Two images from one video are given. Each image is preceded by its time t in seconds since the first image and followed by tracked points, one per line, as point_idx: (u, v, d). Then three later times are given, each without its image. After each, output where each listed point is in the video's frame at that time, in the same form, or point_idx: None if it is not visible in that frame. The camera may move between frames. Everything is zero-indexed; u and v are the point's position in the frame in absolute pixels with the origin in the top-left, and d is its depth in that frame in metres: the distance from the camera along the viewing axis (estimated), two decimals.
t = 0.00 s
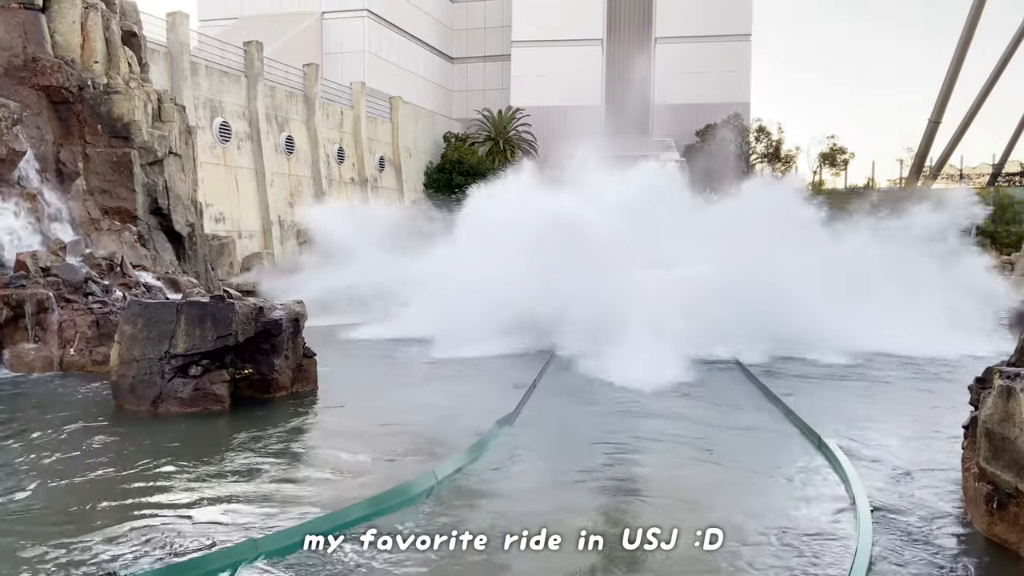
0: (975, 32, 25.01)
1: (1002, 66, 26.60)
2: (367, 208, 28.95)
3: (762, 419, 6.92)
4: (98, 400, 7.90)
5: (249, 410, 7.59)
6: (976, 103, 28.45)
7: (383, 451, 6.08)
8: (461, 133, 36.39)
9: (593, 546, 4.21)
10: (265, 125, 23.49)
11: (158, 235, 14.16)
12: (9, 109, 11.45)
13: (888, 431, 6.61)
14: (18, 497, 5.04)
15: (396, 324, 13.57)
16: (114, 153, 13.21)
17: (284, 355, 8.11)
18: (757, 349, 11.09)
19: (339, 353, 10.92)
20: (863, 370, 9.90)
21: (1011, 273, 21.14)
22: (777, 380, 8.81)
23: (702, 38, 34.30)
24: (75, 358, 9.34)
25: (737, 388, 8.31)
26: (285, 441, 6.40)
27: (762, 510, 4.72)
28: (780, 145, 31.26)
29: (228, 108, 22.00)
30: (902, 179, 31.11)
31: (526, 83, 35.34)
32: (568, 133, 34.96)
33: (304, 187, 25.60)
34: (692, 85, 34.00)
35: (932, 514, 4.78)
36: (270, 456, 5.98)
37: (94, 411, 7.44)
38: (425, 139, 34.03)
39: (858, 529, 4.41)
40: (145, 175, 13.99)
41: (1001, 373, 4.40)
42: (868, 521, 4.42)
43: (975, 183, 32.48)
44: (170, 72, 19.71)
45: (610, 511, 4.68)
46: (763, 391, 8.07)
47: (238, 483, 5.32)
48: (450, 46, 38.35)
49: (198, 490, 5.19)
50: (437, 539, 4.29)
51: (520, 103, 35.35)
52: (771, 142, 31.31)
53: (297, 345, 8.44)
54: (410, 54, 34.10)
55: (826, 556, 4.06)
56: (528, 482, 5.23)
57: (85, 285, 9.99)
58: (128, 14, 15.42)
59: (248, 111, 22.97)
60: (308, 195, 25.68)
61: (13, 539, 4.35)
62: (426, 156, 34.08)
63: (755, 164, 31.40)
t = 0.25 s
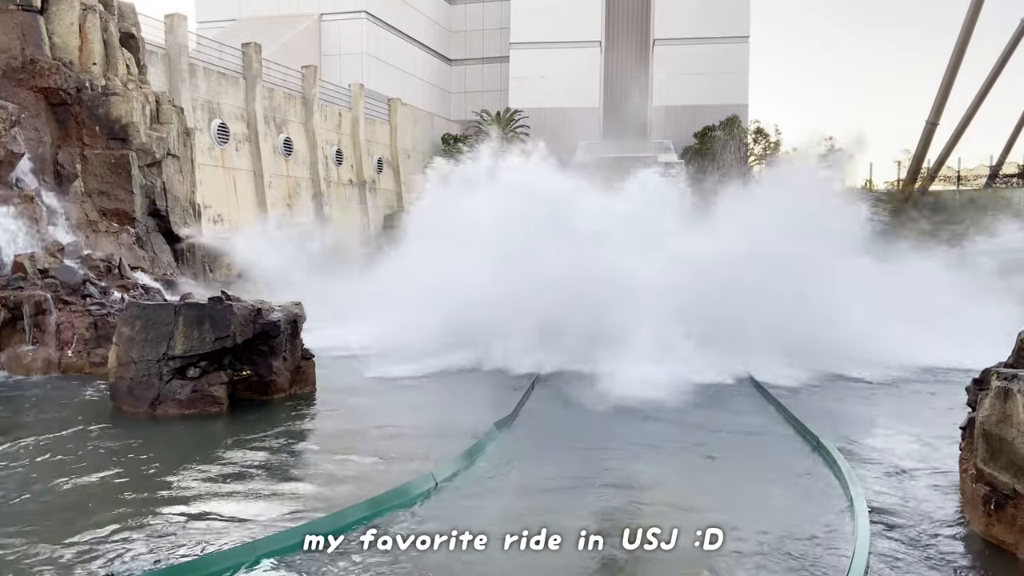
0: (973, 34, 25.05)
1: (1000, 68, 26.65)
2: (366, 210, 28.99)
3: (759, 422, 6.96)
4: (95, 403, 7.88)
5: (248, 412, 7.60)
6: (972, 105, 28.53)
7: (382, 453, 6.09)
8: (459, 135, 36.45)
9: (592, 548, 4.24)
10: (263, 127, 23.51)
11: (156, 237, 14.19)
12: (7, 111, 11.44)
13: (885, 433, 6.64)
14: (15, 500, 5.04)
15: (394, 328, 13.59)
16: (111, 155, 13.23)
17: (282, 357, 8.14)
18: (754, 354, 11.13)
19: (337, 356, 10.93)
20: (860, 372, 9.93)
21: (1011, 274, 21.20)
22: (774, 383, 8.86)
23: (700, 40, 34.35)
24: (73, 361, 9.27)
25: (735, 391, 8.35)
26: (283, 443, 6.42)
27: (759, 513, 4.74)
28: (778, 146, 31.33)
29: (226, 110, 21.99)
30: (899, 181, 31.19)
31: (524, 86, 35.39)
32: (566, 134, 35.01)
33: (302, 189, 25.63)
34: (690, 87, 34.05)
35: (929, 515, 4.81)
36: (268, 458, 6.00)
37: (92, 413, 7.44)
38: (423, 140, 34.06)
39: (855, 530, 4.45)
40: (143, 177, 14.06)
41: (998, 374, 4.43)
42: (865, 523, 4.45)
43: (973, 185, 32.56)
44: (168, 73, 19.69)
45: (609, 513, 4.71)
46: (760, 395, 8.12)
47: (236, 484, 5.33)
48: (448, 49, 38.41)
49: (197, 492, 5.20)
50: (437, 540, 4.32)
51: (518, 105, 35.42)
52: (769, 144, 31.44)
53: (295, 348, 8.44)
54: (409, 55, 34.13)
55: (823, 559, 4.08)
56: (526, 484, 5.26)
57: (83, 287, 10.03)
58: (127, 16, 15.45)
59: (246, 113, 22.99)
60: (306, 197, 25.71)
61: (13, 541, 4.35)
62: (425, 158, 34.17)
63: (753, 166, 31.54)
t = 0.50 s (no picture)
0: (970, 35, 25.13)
1: (996, 69, 26.74)
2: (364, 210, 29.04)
3: (756, 423, 7.01)
4: (94, 403, 7.93)
5: (246, 412, 7.61)
6: (969, 106, 28.62)
7: (379, 455, 6.11)
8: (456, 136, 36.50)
9: (590, 548, 4.27)
10: (261, 128, 23.53)
11: (153, 238, 14.22)
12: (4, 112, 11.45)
13: (880, 434, 6.67)
14: (14, 501, 5.05)
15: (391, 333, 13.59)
16: (109, 155, 13.24)
17: (280, 358, 8.15)
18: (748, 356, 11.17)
19: (334, 357, 10.94)
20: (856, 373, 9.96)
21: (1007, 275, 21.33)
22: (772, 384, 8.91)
23: (698, 41, 34.40)
24: (71, 362, 9.42)
25: (732, 392, 8.40)
26: (282, 444, 6.45)
27: (756, 514, 4.77)
28: (775, 146, 31.41)
29: (224, 111, 22.01)
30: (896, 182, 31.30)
31: (522, 87, 35.44)
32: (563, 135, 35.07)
33: (299, 190, 25.65)
34: (688, 88, 34.10)
35: (925, 515, 4.86)
36: (266, 459, 6.02)
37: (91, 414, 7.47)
38: (421, 141, 34.09)
39: (852, 530, 4.49)
40: (141, 178, 14.09)
41: (994, 375, 4.48)
42: (862, 523, 4.49)
43: (970, 185, 32.68)
44: (166, 74, 19.68)
45: (607, 514, 4.74)
46: (757, 395, 8.18)
47: (235, 485, 5.35)
48: (445, 49, 38.44)
49: (196, 492, 5.22)
50: (437, 540, 4.35)
51: (516, 105, 35.47)
52: (767, 145, 31.62)
53: (294, 349, 8.42)
54: (407, 56, 34.16)
55: (821, 560, 4.11)
56: (524, 484, 5.28)
57: (80, 288, 10.04)
58: (124, 17, 15.45)
59: (244, 114, 23.00)
60: (304, 198, 25.74)
61: (12, 542, 4.36)
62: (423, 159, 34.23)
63: (750, 166, 31.66)
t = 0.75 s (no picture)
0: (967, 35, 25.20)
1: (994, 70, 26.81)
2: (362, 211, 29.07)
3: (755, 424, 7.04)
4: (91, 404, 7.94)
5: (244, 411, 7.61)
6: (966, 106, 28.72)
7: (379, 455, 6.13)
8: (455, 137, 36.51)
9: (589, 549, 4.29)
10: (259, 128, 23.54)
11: (151, 239, 14.22)
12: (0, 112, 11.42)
13: (877, 435, 6.71)
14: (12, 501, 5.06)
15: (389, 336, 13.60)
16: (106, 156, 13.19)
17: (280, 359, 8.16)
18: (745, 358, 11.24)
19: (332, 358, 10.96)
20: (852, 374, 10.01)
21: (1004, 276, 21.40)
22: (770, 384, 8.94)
23: (696, 41, 34.43)
24: (69, 362, 9.33)
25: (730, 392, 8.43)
26: (282, 444, 6.47)
27: (755, 513, 4.80)
28: (773, 147, 31.45)
29: (222, 111, 22.00)
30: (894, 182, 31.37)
31: (521, 87, 35.45)
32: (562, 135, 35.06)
33: (297, 191, 25.65)
34: (686, 88, 34.16)
35: (922, 515, 4.89)
36: (266, 459, 6.04)
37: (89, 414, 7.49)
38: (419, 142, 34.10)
39: (849, 530, 4.51)
40: (138, 178, 14.10)
41: (991, 374, 4.51)
42: (861, 523, 4.52)
43: (967, 185, 32.74)
44: (164, 74, 19.69)
45: (606, 514, 4.76)
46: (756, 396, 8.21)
47: (233, 485, 5.37)
48: (443, 50, 38.43)
49: (194, 492, 5.24)
50: (437, 540, 4.38)
51: (514, 106, 35.49)
52: (765, 146, 31.68)
53: (296, 351, 8.39)
54: (405, 57, 34.17)
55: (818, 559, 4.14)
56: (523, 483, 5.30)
57: (78, 288, 10.02)
58: (121, 17, 15.43)
59: (242, 114, 22.99)
60: (302, 198, 25.75)
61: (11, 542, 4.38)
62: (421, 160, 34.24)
63: (749, 167, 31.71)
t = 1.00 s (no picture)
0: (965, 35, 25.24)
1: (991, 70, 26.85)
2: (361, 211, 29.05)
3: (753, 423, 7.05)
4: (89, 404, 7.95)
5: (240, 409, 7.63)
6: (963, 105, 28.77)
7: (378, 455, 6.14)
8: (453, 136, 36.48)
9: (589, 549, 4.31)
10: (257, 128, 23.53)
11: (149, 239, 14.20)
12: None
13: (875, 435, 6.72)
14: (10, 501, 5.06)
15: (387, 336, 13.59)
16: (104, 155, 13.20)
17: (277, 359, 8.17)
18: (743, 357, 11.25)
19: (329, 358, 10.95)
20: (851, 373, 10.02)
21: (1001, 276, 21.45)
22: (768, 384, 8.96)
23: (694, 41, 34.44)
24: (66, 363, 9.31)
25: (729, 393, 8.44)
26: (280, 445, 6.49)
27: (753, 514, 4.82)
28: (772, 146, 31.43)
29: (219, 111, 21.99)
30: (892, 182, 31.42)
31: (519, 87, 35.43)
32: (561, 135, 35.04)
33: (295, 191, 25.63)
34: (684, 88, 34.16)
35: (918, 515, 4.91)
36: (264, 460, 6.05)
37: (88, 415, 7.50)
38: (417, 141, 34.06)
39: (847, 531, 4.54)
40: (136, 178, 14.11)
41: (988, 374, 4.52)
42: (859, 524, 4.54)
43: (965, 185, 32.77)
44: (161, 74, 19.68)
45: (604, 514, 4.78)
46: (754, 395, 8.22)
47: (231, 486, 5.37)
48: (442, 50, 38.39)
49: (192, 493, 5.25)
50: (437, 540, 4.40)
51: (513, 105, 35.48)
52: (763, 145, 31.59)
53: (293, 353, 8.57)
54: (403, 56, 34.14)
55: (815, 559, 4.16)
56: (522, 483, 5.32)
57: (76, 289, 10.01)
58: (119, 17, 15.40)
59: (240, 114, 22.97)
60: (300, 198, 25.73)
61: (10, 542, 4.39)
62: (419, 159, 34.21)
63: (747, 166, 31.71)
